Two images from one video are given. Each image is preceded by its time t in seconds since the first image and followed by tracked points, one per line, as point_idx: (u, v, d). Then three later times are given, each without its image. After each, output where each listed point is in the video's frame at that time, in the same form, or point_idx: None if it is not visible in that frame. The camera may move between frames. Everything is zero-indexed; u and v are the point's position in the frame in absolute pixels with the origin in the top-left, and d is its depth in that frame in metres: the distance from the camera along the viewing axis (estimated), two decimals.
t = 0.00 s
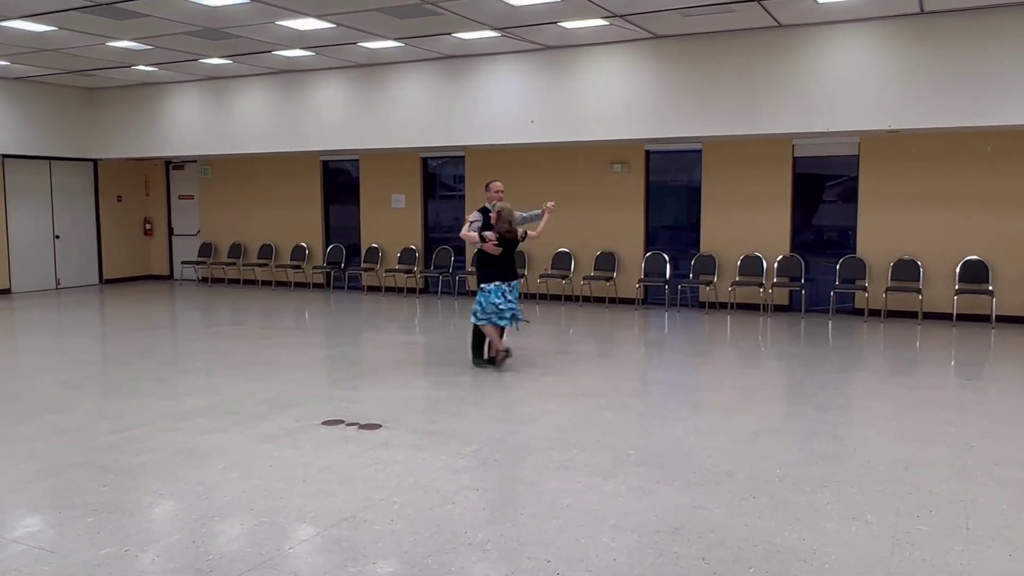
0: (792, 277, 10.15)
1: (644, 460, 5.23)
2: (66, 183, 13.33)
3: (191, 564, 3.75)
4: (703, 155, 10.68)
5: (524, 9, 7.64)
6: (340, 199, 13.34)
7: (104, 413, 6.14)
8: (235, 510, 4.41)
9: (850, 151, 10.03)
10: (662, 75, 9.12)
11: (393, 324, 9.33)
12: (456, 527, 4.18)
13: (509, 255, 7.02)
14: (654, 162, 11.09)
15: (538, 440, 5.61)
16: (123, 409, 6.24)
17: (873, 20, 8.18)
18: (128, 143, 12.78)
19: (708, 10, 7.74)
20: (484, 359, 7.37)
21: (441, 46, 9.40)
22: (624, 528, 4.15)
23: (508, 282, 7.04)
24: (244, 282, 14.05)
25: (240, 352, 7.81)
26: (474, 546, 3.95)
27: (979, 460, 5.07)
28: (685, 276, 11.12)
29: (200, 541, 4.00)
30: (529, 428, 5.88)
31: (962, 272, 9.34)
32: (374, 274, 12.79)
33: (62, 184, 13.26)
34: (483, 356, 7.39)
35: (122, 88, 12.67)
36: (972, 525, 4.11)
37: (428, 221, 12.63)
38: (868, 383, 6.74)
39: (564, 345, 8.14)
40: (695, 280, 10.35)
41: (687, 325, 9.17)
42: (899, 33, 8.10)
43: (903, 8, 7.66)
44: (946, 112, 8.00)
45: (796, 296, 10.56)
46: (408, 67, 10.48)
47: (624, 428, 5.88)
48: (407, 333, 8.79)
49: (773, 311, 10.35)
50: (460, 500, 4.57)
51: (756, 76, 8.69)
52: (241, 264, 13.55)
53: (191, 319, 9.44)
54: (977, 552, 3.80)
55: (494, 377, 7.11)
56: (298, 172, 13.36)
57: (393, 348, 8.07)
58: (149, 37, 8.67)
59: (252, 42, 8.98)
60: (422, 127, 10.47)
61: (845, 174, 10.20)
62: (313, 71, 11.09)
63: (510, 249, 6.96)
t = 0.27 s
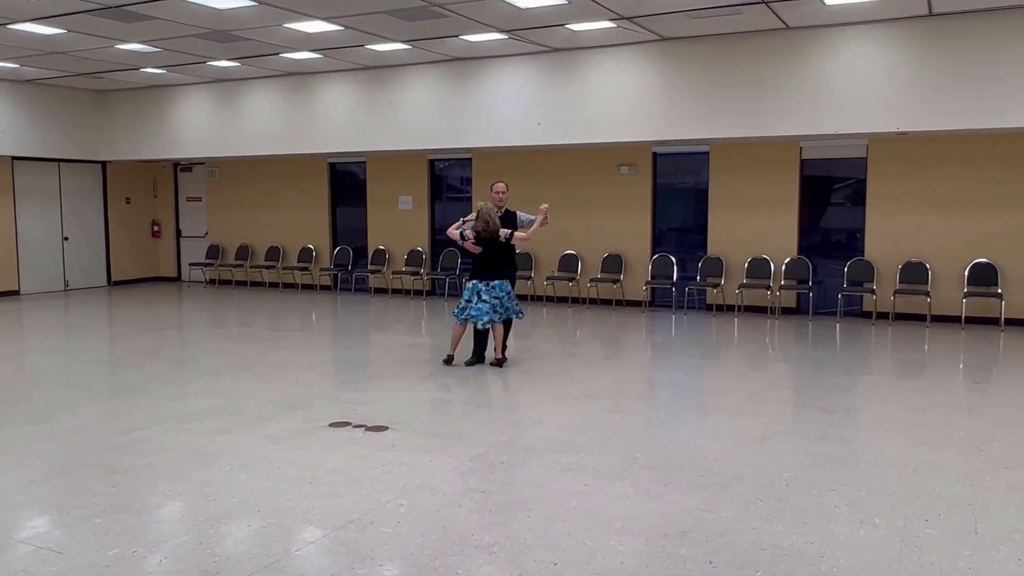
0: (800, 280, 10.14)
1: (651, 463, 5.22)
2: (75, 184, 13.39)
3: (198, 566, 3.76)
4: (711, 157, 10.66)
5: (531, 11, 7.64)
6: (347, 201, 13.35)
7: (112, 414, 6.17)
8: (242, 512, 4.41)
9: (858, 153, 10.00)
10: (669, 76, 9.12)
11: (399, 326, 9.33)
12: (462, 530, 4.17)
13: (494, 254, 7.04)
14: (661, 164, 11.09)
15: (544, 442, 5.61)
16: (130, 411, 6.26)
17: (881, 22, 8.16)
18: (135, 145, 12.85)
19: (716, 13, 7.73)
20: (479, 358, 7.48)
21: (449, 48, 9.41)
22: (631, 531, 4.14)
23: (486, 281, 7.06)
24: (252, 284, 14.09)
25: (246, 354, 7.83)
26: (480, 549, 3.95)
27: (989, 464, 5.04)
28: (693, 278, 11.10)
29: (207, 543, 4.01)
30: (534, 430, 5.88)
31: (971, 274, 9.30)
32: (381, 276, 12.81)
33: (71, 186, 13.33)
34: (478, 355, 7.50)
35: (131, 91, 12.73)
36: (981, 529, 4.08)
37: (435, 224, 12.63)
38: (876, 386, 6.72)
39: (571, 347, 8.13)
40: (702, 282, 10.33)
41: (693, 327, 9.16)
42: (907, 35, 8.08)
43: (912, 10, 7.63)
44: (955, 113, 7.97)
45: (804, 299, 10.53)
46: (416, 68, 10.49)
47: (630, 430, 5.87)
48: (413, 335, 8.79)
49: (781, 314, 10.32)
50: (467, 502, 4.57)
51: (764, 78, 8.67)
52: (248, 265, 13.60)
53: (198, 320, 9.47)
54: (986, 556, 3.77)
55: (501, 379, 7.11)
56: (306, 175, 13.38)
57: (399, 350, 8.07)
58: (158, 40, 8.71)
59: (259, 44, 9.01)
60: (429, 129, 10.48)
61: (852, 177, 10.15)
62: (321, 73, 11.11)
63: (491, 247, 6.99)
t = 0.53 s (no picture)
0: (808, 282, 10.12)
1: (659, 466, 5.21)
2: (86, 187, 13.45)
3: (209, 567, 3.77)
4: (720, 159, 10.64)
5: (539, 14, 7.63)
6: (356, 204, 13.32)
7: (122, 416, 6.19)
8: (251, 513, 4.43)
9: (867, 156, 9.97)
10: (680, 79, 9.10)
11: (408, 328, 9.34)
12: (471, 532, 4.17)
13: (476, 252, 7.12)
14: (670, 166, 11.07)
15: (552, 445, 5.61)
16: (139, 413, 6.28)
17: (891, 24, 8.14)
18: (147, 150, 12.93)
19: (724, 15, 7.73)
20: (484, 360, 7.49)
21: (457, 51, 9.43)
22: (641, 534, 4.13)
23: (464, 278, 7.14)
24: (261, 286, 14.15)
25: (255, 356, 7.84)
26: (490, 552, 3.94)
27: (1000, 468, 5.01)
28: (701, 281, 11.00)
29: (217, 544, 4.02)
30: (544, 433, 5.88)
31: (982, 277, 9.25)
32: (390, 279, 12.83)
33: (83, 189, 13.40)
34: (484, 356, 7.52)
35: (143, 94, 12.81)
36: (992, 534, 4.05)
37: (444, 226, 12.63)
38: (886, 389, 6.69)
39: (580, 349, 8.13)
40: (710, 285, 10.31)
41: (702, 330, 9.14)
42: (917, 37, 8.06)
43: (922, 11, 7.60)
44: (965, 116, 7.94)
45: (814, 302, 10.49)
46: (424, 71, 10.51)
47: (638, 433, 5.86)
48: (421, 337, 8.79)
49: (789, 317, 10.29)
50: (476, 505, 4.57)
51: (773, 80, 8.66)
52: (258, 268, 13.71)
53: (207, 322, 9.49)
54: (997, 561, 3.75)
55: (509, 382, 7.11)
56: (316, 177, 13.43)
57: (407, 352, 8.08)
58: (168, 43, 8.75)
59: (268, 47, 9.04)
60: (438, 132, 10.50)
61: (862, 180, 10.11)
62: (330, 77, 11.15)
63: (468, 244, 7.11)
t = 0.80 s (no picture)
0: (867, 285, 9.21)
1: (705, 495, 4.29)
2: (31, 174, 12.48)
3: None
4: (764, 140, 9.71)
5: None
6: (343, 194, 12.39)
7: (68, 438, 5.30)
8: (214, 550, 3.54)
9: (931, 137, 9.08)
10: (710, 47, 8.19)
11: (405, 334, 8.45)
12: None
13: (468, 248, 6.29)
14: (706, 150, 10.13)
15: (576, 472, 4.70)
16: (86, 435, 5.35)
17: None
18: (111, 132, 11.90)
19: None
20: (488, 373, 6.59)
21: (460, 18, 8.51)
22: None
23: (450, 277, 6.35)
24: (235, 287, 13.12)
25: (228, 368, 6.90)
26: None
27: None
28: (742, 282, 10.11)
29: None
30: (565, 457, 5.00)
31: None
32: (384, 279, 11.89)
33: (29, 175, 12.47)
34: (490, 369, 6.62)
35: (103, 67, 11.82)
36: None
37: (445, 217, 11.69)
38: (961, 407, 5.79)
39: (600, 360, 7.21)
40: (755, 287, 9.37)
41: (730, 336, 8.26)
42: None
43: None
44: None
45: (872, 307, 9.56)
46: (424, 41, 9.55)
47: (676, 459, 4.95)
48: (419, 346, 7.86)
49: (845, 324, 9.35)
50: (484, 541, 3.65)
51: (816, 45, 7.77)
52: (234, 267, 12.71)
53: (182, 328, 8.59)
54: None
55: (520, 398, 6.18)
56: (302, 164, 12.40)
57: (403, 363, 7.14)
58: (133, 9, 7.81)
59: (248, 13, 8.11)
60: (435, 108, 9.55)
61: (925, 166, 9.21)
62: (316, 46, 10.19)
63: (453, 241, 6.37)
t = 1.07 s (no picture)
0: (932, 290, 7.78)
1: (762, 562, 3.52)
2: None
3: None
4: (811, 121, 8.20)
5: None
6: (322, 181, 10.76)
7: None
8: None
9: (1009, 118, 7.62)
10: (740, 19, 7.43)
11: (392, 344, 7.52)
12: None
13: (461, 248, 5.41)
14: (742, 131, 8.58)
15: (601, 529, 3.88)
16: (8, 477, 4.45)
17: None
18: (50, 108, 10.58)
19: None
20: (485, 392, 5.71)
21: None
22: None
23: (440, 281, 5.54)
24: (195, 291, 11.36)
25: (189, 387, 5.98)
26: None
27: None
28: (784, 286, 8.58)
29: None
30: (583, 506, 4.18)
31: None
32: (367, 283, 10.28)
33: None
34: (490, 387, 5.73)
35: (44, 33, 10.47)
36: None
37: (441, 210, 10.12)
38: None
39: (618, 376, 6.34)
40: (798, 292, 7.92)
41: (755, 348, 7.43)
42: None
43: None
44: None
45: (938, 315, 8.05)
46: (419, 12, 8.64)
47: (719, 507, 4.13)
48: (409, 358, 6.94)
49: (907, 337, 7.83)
50: None
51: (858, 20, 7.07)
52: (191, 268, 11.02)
53: (138, 339, 7.61)
54: None
55: (528, 424, 5.32)
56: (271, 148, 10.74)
57: (391, 380, 6.23)
58: None
59: None
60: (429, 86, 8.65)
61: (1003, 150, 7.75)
62: (297, 13, 9.20)
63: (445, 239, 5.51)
